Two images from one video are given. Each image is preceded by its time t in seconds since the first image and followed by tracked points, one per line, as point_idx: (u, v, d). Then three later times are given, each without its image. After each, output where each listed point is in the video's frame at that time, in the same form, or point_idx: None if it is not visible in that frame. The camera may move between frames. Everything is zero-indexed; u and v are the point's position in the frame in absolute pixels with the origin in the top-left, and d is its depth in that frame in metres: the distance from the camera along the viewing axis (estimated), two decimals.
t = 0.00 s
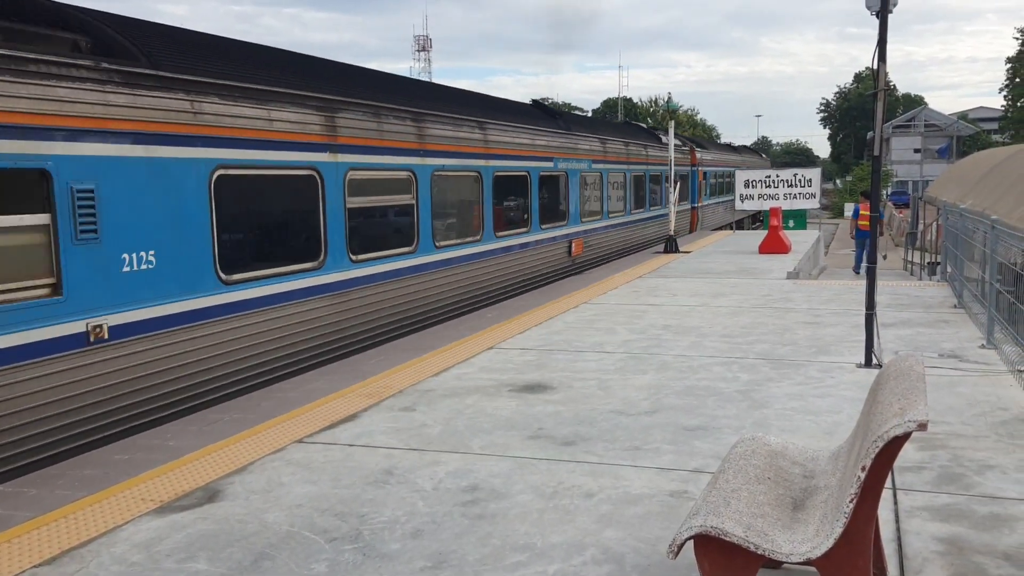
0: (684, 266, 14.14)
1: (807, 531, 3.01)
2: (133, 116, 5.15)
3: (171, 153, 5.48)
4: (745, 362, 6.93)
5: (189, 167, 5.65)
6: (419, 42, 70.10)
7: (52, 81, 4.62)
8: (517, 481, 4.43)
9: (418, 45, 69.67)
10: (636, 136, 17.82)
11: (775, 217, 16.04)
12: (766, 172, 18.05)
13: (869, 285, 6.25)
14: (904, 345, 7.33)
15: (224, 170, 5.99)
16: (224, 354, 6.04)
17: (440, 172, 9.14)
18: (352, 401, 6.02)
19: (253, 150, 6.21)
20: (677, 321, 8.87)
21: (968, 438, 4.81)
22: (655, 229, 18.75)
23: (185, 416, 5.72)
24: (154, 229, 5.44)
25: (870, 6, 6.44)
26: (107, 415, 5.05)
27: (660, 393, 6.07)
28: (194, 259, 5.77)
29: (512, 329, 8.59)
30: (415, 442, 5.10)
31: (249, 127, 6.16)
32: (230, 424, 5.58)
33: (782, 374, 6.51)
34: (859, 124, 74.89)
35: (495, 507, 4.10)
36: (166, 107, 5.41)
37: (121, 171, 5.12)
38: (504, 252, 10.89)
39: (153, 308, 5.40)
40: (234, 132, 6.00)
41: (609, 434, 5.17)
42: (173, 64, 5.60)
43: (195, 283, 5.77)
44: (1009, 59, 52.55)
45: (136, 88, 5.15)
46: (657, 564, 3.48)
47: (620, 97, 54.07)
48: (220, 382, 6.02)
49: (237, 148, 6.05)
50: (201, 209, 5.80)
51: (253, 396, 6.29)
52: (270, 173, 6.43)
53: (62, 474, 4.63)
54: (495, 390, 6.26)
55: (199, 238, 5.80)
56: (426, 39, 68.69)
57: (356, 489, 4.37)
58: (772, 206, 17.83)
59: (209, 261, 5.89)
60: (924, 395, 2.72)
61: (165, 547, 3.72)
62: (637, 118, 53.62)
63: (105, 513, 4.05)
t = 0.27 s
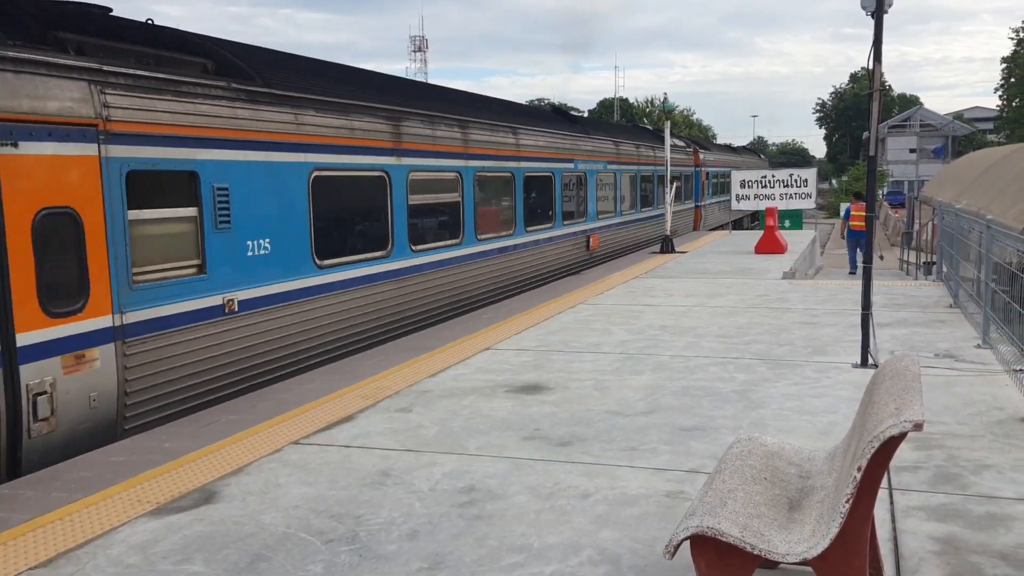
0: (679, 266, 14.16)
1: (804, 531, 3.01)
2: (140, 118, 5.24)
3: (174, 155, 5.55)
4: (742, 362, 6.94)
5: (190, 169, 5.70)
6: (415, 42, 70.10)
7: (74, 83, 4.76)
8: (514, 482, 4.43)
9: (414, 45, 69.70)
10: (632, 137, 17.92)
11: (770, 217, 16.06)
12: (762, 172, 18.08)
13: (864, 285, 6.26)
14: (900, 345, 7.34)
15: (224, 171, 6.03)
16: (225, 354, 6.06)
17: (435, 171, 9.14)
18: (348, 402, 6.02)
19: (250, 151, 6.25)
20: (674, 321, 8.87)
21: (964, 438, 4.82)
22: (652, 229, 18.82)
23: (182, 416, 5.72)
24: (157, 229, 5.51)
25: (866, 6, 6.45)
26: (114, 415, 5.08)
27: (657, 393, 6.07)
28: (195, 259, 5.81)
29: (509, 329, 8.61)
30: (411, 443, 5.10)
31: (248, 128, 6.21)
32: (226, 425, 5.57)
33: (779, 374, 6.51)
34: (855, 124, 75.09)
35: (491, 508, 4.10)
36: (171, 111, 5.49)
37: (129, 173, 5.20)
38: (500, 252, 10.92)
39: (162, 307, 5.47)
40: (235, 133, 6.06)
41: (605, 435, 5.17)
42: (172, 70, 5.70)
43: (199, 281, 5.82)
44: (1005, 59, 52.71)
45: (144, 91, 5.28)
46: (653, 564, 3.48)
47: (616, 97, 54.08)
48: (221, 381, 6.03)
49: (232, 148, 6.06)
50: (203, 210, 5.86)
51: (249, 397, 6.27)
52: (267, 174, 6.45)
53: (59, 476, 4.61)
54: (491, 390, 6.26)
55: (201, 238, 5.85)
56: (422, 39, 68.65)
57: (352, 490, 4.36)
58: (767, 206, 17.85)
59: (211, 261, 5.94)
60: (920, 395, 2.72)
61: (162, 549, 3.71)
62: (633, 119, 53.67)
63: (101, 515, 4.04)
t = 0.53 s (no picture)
0: (674, 266, 14.17)
1: (799, 530, 3.02)
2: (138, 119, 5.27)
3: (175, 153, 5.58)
4: (737, 362, 6.95)
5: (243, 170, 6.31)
6: (409, 42, 70.06)
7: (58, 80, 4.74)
8: (509, 482, 4.43)
9: (408, 46, 69.67)
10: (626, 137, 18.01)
11: (765, 216, 16.08)
12: (756, 172, 18.09)
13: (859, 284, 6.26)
14: (895, 344, 7.35)
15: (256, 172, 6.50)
16: (219, 358, 6.06)
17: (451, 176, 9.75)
18: (343, 403, 6.01)
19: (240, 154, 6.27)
20: (669, 321, 8.87)
21: (958, 436, 4.83)
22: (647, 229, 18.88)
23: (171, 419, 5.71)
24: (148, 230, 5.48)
25: (859, 6, 6.47)
26: (166, 397, 5.54)
27: (652, 393, 6.07)
28: (198, 259, 5.86)
29: (503, 329, 8.61)
30: (407, 443, 5.09)
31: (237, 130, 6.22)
32: (221, 426, 5.56)
33: (774, 373, 6.52)
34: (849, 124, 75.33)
35: (486, 508, 4.10)
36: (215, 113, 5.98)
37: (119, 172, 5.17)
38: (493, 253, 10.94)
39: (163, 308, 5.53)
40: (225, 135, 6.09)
41: (600, 435, 5.17)
42: (167, 71, 5.74)
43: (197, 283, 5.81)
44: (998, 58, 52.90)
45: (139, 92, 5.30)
46: (649, 564, 3.48)
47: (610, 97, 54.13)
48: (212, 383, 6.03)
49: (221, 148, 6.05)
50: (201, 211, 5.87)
51: (244, 398, 6.27)
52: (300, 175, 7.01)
53: (52, 478, 4.60)
54: (486, 391, 6.25)
55: (208, 237, 5.92)
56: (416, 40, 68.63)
57: (348, 491, 4.35)
58: (762, 206, 17.87)
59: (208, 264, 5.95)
60: (914, 394, 2.73)
61: (156, 550, 3.70)
62: (628, 119, 53.71)
63: (96, 517, 4.03)
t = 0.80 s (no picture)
0: (670, 266, 14.17)
1: (795, 529, 3.02)
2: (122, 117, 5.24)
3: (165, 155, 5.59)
4: (733, 362, 6.95)
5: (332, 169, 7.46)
6: (405, 42, 70.05)
7: (14, 76, 4.55)
8: (506, 482, 4.43)
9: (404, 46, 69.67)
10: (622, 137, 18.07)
11: (761, 216, 16.10)
12: (753, 172, 18.11)
13: (854, 284, 6.28)
14: (890, 343, 7.37)
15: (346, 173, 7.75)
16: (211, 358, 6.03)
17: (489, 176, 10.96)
18: (339, 403, 6.00)
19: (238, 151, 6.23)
20: (665, 321, 8.88)
21: (954, 436, 4.84)
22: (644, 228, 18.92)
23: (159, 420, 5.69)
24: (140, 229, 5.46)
25: (855, 6, 6.48)
26: (280, 358, 6.75)
27: (648, 393, 6.08)
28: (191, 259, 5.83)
29: (500, 329, 8.62)
30: (403, 443, 5.09)
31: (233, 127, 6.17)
32: (217, 427, 5.55)
33: (770, 372, 6.54)
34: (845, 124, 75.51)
35: (483, 508, 4.10)
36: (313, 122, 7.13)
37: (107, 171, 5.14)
38: (489, 254, 10.95)
39: (154, 309, 5.50)
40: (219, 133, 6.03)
41: (597, 434, 5.17)
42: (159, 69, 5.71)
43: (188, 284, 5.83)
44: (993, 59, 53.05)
45: (101, 79, 5.14)
46: (645, 563, 3.48)
47: (605, 96, 54.17)
48: (196, 382, 6.00)
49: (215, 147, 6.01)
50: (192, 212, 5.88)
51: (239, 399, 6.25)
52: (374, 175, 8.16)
53: (47, 478, 4.59)
54: (482, 391, 6.25)
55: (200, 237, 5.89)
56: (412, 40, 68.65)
57: (344, 491, 4.35)
58: (758, 206, 17.88)
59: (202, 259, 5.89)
60: (909, 393, 2.73)
61: (152, 551, 3.69)
62: (624, 119, 53.75)
63: (91, 517, 4.02)
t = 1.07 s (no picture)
0: (666, 266, 14.18)
1: (792, 529, 3.02)
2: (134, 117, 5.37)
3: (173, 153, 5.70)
4: (730, 362, 6.96)
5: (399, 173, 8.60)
6: (402, 42, 70.01)
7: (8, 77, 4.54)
8: (503, 483, 4.43)
9: (401, 47, 69.68)
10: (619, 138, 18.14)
11: (757, 216, 16.12)
12: (749, 172, 18.13)
13: (851, 284, 6.28)
14: (887, 343, 7.38)
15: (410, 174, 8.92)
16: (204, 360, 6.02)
17: (520, 176, 12.03)
18: (336, 404, 5.99)
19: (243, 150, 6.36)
20: (662, 322, 8.88)
21: (950, 436, 4.85)
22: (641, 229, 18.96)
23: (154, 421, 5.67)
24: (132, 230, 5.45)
25: (851, 6, 6.49)
26: (357, 331, 7.91)
27: (645, 393, 6.08)
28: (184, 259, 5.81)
29: (497, 330, 8.62)
30: (401, 444, 5.09)
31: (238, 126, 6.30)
32: (213, 427, 5.54)
33: (766, 373, 6.54)
34: (841, 124, 75.70)
35: (480, 508, 4.10)
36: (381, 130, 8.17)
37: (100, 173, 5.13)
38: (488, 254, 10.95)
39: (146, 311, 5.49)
40: (225, 132, 6.16)
41: (594, 435, 5.18)
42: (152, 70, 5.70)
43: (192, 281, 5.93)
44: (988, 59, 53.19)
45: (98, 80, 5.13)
46: (643, 564, 3.49)
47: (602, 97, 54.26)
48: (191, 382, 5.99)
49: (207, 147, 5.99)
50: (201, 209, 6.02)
51: (236, 399, 6.25)
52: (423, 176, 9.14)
53: (44, 479, 4.58)
54: (479, 391, 6.25)
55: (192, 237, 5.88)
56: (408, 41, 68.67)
57: (341, 492, 4.34)
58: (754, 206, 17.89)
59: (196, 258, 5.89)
60: (906, 394, 2.74)
61: (149, 552, 3.69)
62: (621, 119, 53.80)
63: (88, 518, 4.01)
